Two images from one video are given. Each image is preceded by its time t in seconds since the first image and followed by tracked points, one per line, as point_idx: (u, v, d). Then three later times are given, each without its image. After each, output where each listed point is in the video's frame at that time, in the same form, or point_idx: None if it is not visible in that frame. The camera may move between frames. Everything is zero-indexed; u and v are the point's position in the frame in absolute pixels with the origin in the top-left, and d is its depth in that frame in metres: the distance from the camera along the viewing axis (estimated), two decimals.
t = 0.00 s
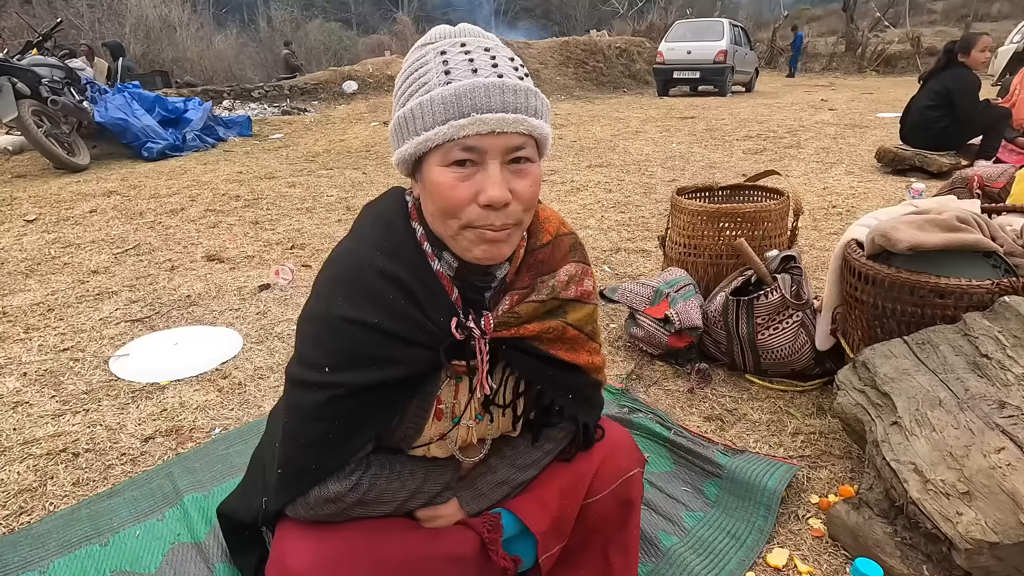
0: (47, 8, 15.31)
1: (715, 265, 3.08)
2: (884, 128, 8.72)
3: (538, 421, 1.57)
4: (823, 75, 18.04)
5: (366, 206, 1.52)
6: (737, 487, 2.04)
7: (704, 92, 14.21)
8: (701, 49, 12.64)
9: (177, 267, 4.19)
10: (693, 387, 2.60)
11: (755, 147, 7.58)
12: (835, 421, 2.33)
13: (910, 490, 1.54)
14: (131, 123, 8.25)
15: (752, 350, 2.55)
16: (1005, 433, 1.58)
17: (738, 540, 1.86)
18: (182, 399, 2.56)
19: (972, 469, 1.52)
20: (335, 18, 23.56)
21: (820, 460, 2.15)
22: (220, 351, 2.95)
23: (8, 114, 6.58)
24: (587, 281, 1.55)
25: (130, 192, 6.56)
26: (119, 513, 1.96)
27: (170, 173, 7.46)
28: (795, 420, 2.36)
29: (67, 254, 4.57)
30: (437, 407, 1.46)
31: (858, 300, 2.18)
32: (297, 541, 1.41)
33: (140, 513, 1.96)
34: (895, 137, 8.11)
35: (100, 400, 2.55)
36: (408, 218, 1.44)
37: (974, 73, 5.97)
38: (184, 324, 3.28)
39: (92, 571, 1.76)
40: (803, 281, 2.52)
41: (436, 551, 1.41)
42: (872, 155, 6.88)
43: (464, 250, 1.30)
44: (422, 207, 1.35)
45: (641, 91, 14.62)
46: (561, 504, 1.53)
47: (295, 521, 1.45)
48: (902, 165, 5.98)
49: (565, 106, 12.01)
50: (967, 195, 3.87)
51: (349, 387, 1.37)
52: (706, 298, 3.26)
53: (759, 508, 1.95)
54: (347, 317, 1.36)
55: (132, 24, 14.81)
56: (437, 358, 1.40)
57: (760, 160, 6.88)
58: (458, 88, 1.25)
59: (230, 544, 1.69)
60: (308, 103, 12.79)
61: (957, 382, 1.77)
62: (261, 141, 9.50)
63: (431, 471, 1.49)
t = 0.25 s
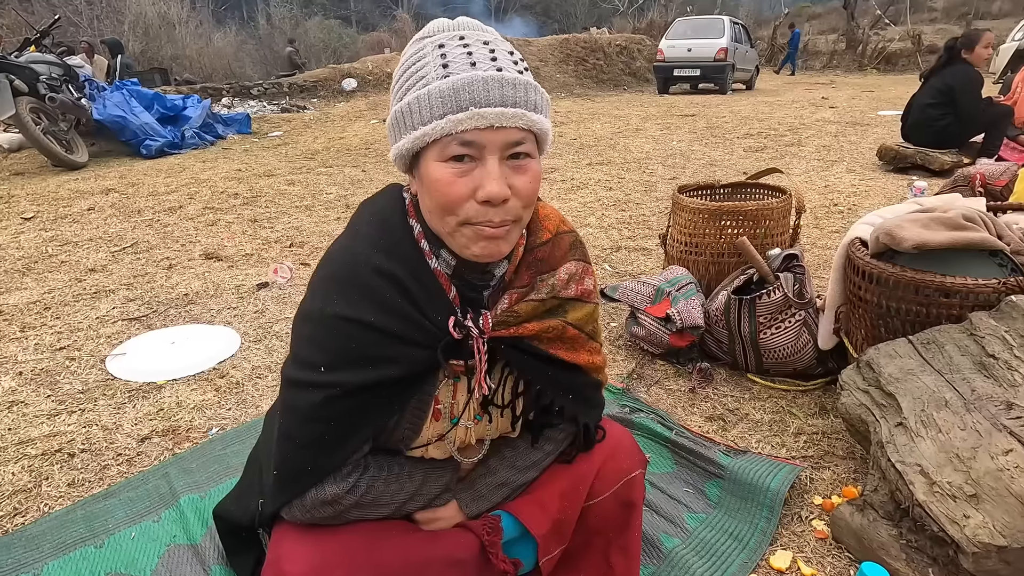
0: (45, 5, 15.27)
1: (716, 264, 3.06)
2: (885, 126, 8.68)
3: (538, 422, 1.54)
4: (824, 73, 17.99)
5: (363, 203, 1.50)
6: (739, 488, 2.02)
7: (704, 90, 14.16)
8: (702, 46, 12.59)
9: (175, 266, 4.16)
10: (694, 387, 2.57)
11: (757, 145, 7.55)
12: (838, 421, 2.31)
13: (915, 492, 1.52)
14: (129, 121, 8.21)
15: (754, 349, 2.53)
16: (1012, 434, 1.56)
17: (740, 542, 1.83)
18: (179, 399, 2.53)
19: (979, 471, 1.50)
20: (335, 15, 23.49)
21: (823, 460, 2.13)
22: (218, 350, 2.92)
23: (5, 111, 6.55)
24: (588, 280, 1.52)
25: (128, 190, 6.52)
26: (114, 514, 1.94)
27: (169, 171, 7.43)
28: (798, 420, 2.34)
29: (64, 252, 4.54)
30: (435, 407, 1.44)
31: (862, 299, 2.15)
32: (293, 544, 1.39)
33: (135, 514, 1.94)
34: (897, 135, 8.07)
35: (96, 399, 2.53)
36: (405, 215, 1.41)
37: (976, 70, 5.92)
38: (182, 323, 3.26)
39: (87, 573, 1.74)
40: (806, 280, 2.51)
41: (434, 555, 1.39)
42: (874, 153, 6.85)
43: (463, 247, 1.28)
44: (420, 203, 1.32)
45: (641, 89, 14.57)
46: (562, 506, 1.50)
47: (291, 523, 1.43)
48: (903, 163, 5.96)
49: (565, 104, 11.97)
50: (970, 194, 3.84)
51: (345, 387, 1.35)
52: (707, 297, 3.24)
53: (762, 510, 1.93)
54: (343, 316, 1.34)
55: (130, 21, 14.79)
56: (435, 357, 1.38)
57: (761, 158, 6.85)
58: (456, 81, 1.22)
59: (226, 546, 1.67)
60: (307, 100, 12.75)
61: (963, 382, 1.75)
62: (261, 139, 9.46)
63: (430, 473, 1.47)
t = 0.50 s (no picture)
0: (43, 2, 15.22)
1: (718, 262, 3.04)
2: (886, 125, 8.66)
3: (540, 421, 1.52)
4: (824, 72, 17.97)
5: (362, 199, 1.48)
6: (742, 488, 2.00)
7: (704, 89, 14.14)
8: (702, 45, 12.56)
9: (174, 264, 4.14)
10: (696, 386, 2.56)
11: (757, 144, 7.53)
12: (841, 421, 2.29)
13: (922, 493, 1.50)
14: (128, 119, 8.18)
15: (756, 348, 2.51)
16: (1019, 434, 1.54)
17: (744, 543, 1.82)
18: (177, 398, 2.52)
19: (987, 472, 1.48)
20: (334, 13, 23.43)
21: (827, 460, 2.11)
22: (216, 349, 2.90)
23: (3, 109, 6.52)
24: (591, 278, 1.50)
25: (127, 188, 6.50)
26: (112, 515, 1.92)
27: (168, 169, 7.40)
28: (801, 419, 2.32)
29: (63, 251, 4.52)
30: (436, 406, 1.42)
31: (866, 298, 2.13)
32: (292, 545, 1.37)
33: (133, 514, 1.92)
34: (898, 133, 8.05)
35: (93, 399, 2.51)
36: (405, 211, 1.39)
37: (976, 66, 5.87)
38: (180, 321, 3.24)
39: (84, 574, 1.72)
40: (809, 278, 2.49)
41: (435, 556, 1.37)
42: (875, 152, 6.83)
43: (464, 244, 1.26)
44: (420, 200, 1.30)
45: (641, 87, 14.54)
46: (565, 506, 1.48)
47: (291, 524, 1.41)
48: (905, 162, 5.94)
49: (565, 102, 11.95)
50: (972, 192, 3.82)
51: (344, 385, 1.33)
52: (709, 295, 3.22)
53: (765, 510, 1.91)
54: (343, 313, 1.32)
55: (129, 19, 14.76)
56: (435, 355, 1.36)
57: (762, 157, 6.82)
58: (457, 75, 1.20)
59: (225, 547, 1.65)
60: (306, 98, 12.71)
61: (969, 382, 1.73)
62: (260, 137, 9.43)
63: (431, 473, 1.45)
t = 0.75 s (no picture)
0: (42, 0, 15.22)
1: (717, 262, 3.05)
2: (885, 124, 8.66)
3: (539, 419, 1.53)
4: (824, 71, 17.97)
5: (362, 200, 1.49)
6: (740, 487, 2.01)
7: (704, 87, 14.14)
8: (702, 44, 12.56)
9: (174, 263, 4.15)
10: (695, 385, 2.57)
11: (757, 143, 7.53)
12: (839, 420, 2.31)
13: (918, 491, 1.51)
14: (127, 118, 8.18)
15: (755, 347, 2.52)
16: (1015, 432, 1.55)
17: (741, 541, 1.83)
18: (178, 397, 2.52)
19: (982, 470, 1.50)
20: (334, 12, 23.39)
21: (824, 459, 2.12)
22: (217, 348, 2.91)
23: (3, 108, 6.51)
24: (589, 277, 1.51)
25: (126, 187, 6.50)
26: (114, 513, 1.93)
27: (168, 168, 7.40)
28: (799, 418, 2.33)
29: (63, 250, 4.53)
30: (436, 405, 1.43)
31: (863, 297, 2.14)
32: (294, 543, 1.38)
33: (134, 512, 1.94)
34: (897, 133, 8.06)
35: (94, 397, 2.52)
36: (405, 211, 1.40)
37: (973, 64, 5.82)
38: (180, 320, 3.25)
39: (86, 572, 1.73)
40: (807, 277, 2.50)
41: (435, 554, 1.38)
42: (874, 151, 6.84)
43: (463, 246, 1.27)
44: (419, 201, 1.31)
45: (641, 86, 14.54)
46: (563, 504, 1.50)
47: (292, 522, 1.42)
48: (904, 161, 5.95)
49: (565, 101, 11.95)
50: (970, 191, 3.83)
51: (344, 384, 1.34)
52: (707, 294, 3.23)
53: (763, 508, 1.92)
54: (343, 313, 1.34)
55: (128, 17, 14.76)
56: (435, 354, 1.37)
57: (761, 156, 6.83)
58: (456, 77, 1.21)
59: (226, 545, 1.66)
60: (306, 97, 12.70)
61: (965, 381, 1.74)
62: (260, 136, 9.43)
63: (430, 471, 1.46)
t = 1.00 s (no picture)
0: None
1: (717, 261, 3.05)
2: (885, 123, 8.66)
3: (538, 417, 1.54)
4: (825, 70, 17.95)
5: (363, 198, 1.49)
6: (740, 485, 2.02)
7: (704, 87, 14.14)
8: (702, 43, 12.56)
9: (175, 262, 4.16)
10: (695, 384, 2.57)
11: (757, 142, 7.53)
12: (839, 418, 2.31)
13: (917, 489, 1.52)
14: (128, 117, 8.18)
15: (755, 346, 2.53)
16: (1014, 431, 1.56)
17: (742, 539, 1.83)
18: (179, 395, 2.53)
19: (981, 468, 1.50)
20: (334, 10, 23.36)
21: (824, 458, 2.13)
22: (218, 346, 2.92)
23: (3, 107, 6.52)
24: (589, 275, 1.52)
25: (127, 186, 6.51)
26: (116, 510, 1.94)
27: (169, 167, 7.40)
28: (799, 417, 2.34)
29: (64, 248, 4.53)
30: (436, 402, 1.44)
31: (863, 296, 2.15)
32: (296, 540, 1.39)
33: (136, 510, 1.94)
34: (897, 132, 8.06)
35: (96, 396, 2.53)
36: (406, 209, 1.41)
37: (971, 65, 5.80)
38: (182, 319, 3.25)
39: (88, 568, 1.74)
40: (807, 277, 2.50)
41: (436, 550, 1.39)
42: (874, 151, 6.84)
43: (464, 243, 1.27)
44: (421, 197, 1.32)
45: (641, 85, 14.53)
46: (564, 501, 1.50)
47: (294, 520, 1.43)
48: (904, 160, 5.95)
49: (565, 101, 11.94)
50: (970, 190, 3.84)
51: (346, 381, 1.35)
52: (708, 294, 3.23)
53: (763, 507, 1.93)
54: (345, 310, 1.34)
55: (129, 16, 14.78)
56: (436, 352, 1.37)
57: (762, 155, 6.83)
58: (458, 73, 1.21)
59: (227, 542, 1.67)
60: (306, 96, 12.70)
61: (965, 380, 1.75)
62: (260, 135, 9.43)
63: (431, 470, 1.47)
